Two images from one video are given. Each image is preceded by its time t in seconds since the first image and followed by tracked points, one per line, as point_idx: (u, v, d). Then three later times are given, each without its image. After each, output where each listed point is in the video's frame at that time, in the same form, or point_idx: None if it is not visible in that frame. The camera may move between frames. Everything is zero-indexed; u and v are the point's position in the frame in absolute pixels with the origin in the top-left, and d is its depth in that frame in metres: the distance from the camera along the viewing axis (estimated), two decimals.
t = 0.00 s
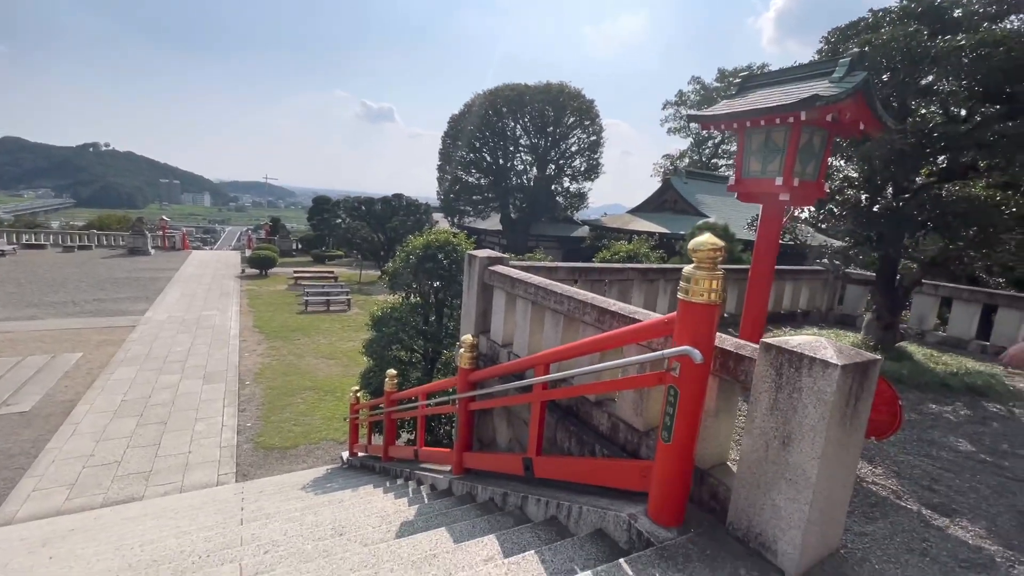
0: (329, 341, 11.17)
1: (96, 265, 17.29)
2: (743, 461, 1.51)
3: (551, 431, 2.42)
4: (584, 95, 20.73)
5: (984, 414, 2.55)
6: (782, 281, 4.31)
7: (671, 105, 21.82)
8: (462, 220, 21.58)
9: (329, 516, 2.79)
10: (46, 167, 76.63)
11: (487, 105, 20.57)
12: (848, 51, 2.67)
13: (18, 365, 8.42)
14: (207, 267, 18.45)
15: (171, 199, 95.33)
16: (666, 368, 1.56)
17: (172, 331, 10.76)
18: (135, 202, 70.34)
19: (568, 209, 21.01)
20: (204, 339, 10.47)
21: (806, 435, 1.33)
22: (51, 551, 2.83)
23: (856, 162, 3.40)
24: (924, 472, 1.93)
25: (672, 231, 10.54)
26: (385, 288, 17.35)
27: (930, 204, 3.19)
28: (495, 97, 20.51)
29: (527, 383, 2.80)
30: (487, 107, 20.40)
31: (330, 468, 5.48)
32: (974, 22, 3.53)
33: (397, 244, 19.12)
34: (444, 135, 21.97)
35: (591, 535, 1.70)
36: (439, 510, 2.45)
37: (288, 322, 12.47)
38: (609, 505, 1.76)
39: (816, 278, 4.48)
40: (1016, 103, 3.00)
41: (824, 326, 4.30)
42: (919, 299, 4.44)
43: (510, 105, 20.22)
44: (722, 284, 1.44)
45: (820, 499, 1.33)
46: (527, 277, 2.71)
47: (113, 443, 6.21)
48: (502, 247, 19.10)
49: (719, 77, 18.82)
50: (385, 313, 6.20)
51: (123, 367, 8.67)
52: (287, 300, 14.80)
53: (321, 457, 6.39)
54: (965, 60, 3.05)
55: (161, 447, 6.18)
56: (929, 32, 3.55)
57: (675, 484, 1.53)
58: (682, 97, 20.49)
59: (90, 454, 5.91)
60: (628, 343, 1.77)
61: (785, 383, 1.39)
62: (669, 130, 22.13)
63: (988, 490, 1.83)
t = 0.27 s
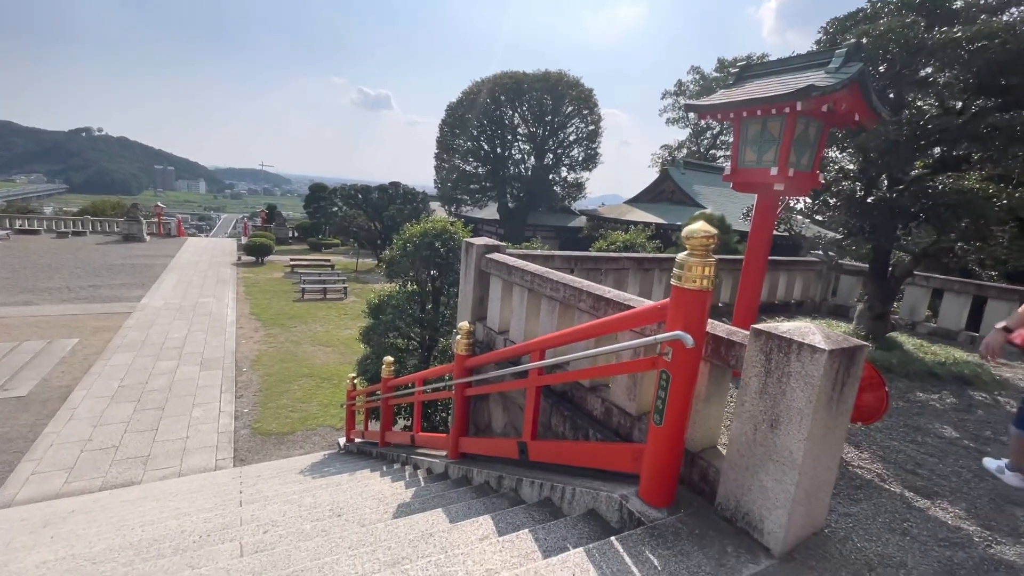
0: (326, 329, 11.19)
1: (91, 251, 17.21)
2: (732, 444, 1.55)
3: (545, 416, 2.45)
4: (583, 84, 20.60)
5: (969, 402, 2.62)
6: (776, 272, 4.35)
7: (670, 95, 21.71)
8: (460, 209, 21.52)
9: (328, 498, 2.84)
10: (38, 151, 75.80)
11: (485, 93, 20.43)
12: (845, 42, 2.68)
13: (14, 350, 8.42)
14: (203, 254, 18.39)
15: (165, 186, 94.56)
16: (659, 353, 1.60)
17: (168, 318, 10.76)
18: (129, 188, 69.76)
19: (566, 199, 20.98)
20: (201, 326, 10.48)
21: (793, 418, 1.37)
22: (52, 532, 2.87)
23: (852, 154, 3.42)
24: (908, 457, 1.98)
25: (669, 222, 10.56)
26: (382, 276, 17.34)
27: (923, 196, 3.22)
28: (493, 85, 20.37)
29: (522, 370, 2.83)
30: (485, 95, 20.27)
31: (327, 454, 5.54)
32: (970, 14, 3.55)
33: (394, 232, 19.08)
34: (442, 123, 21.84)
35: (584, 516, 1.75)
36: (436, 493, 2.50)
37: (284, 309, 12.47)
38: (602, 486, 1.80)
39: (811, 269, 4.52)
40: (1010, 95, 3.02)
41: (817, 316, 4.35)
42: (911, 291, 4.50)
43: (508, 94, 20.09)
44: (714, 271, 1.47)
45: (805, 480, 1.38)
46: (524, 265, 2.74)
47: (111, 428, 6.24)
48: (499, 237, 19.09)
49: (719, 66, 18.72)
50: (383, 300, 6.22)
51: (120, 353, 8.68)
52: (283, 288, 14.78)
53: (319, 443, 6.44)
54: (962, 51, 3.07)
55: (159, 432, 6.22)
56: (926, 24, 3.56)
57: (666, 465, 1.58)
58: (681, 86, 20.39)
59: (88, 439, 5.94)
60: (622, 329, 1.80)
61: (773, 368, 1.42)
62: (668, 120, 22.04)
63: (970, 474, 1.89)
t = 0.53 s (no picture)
0: (328, 320, 11.23)
1: (93, 240, 17.24)
2: (725, 434, 1.58)
3: (543, 406, 2.48)
4: (586, 76, 20.51)
5: (963, 397, 2.64)
6: (775, 266, 4.36)
7: (673, 89, 21.61)
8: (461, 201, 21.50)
9: (328, 485, 2.88)
10: (40, 139, 75.66)
11: (488, 85, 20.35)
12: (847, 37, 2.68)
13: (18, 337, 8.48)
14: (204, 244, 18.41)
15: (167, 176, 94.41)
16: (655, 344, 1.62)
17: (170, 307, 10.80)
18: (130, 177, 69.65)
19: (568, 192, 20.96)
20: (203, 315, 10.52)
21: (785, 408, 1.40)
22: (56, 516, 2.91)
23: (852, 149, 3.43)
24: (900, 449, 2.02)
25: (670, 216, 10.56)
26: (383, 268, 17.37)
27: (922, 192, 3.23)
28: (496, 77, 20.28)
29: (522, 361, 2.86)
30: (488, 87, 20.20)
31: (327, 443, 5.59)
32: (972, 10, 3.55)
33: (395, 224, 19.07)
34: (444, 114, 21.77)
35: (579, 503, 1.78)
36: (434, 480, 2.53)
37: (285, 300, 12.52)
38: (597, 475, 1.84)
39: (810, 265, 4.54)
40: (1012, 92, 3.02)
41: (815, 311, 4.37)
42: (910, 287, 4.51)
43: (511, 85, 20.01)
44: (710, 264, 1.49)
45: (796, 469, 1.41)
46: (524, 257, 2.76)
47: (113, 415, 6.30)
48: (501, 229, 19.09)
49: (723, 60, 18.62)
50: (384, 292, 6.25)
51: (122, 342, 8.73)
52: (284, 278, 14.81)
53: (319, 432, 6.50)
54: (964, 47, 3.06)
55: (161, 420, 6.27)
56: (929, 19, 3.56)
57: (659, 454, 1.61)
58: (685, 80, 20.29)
59: (92, 426, 6.00)
60: (620, 321, 1.82)
61: (767, 360, 1.45)
62: (671, 114, 21.95)
63: (960, 467, 1.92)
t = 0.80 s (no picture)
0: (336, 309, 11.34)
1: (106, 226, 17.46)
2: (720, 422, 1.62)
3: (545, 394, 2.53)
4: (596, 68, 20.38)
5: (963, 393, 2.65)
6: (781, 262, 4.37)
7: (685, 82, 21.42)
8: (470, 192, 21.52)
9: (334, 467, 2.95)
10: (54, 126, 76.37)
11: (498, 76, 20.29)
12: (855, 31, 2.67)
13: (34, 320, 8.65)
14: (215, 232, 18.59)
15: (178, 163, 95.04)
16: (653, 334, 1.66)
17: (181, 294, 10.96)
18: (142, 164, 70.19)
19: (576, 185, 20.90)
20: (213, 302, 10.66)
21: (778, 397, 1.43)
22: (72, 491, 3.01)
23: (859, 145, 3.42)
24: (895, 442, 2.04)
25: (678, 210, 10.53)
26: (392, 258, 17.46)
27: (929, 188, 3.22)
28: (506, 68, 20.21)
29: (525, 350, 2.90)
30: (498, 78, 20.13)
31: (334, 428, 5.68)
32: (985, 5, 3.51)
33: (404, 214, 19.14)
34: (453, 105, 21.74)
35: (577, 487, 1.83)
36: (437, 465, 2.59)
37: (294, 288, 12.64)
38: (595, 460, 1.88)
39: (817, 261, 4.53)
40: (1022, 88, 3.00)
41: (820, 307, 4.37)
42: (917, 285, 4.50)
43: (521, 77, 19.93)
44: (708, 255, 1.52)
45: (787, 456, 1.44)
46: (528, 248, 2.79)
47: (126, 398, 6.44)
48: (509, 221, 19.09)
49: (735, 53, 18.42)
50: (391, 281, 6.31)
51: (134, 326, 8.88)
52: (293, 267, 14.94)
53: (326, 418, 6.60)
54: (975, 42, 3.04)
55: (172, 403, 6.40)
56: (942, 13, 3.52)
57: (655, 441, 1.65)
58: (697, 73, 20.10)
59: (105, 407, 6.14)
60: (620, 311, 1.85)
61: (761, 349, 1.48)
62: (682, 107, 21.78)
63: (954, 460, 1.94)
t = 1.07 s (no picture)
0: (348, 299, 11.48)
1: (125, 216, 17.78)
2: (720, 411, 1.66)
3: (551, 383, 2.59)
4: (611, 62, 20.24)
5: (969, 391, 2.66)
6: (792, 258, 4.36)
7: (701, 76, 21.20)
8: (482, 186, 21.56)
9: (346, 451, 3.04)
10: (75, 116, 77.65)
11: (512, 69, 20.25)
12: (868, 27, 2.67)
13: (57, 306, 8.90)
14: (231, 222, 18.85)
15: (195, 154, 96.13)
16: (655, 325, 1.70)
17: (198, 282, 11.16)
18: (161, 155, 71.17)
19: (589, 179, 20.84)
20: (229, 291, 10.86)
21: (776, 387, 1.47)
22: (97, 469, 3.13)
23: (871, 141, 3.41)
24: (896, 437, 2.07)
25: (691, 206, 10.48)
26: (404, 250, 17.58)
27: (941, 185, 3.21)
28: (520, 61, 20.16)
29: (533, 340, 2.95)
30: (512, 71, 20.10)
31: (345, 416, 5.80)
32: None
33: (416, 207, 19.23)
34: (467, 98, 21.76)
35: (580, 473, 1.89)
36: (445, 450, 2.66)
37: (308, 279, 12.81)
38: (598, 447, 1.94)
39: (828, 258, 4.52)
40: None
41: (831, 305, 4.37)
42: (930, 283, 4.47)
43: (535, 70, 19.87)
44: (710, 248, 1.55)
45: (784, 445, 1.48)
46: (538, 241, 2.84)
47: (146, 382, 6.62)
48: (521, 215, 19.11)
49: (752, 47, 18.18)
50: (403, 273, 6.39)
51: (153, 313, 9.08)
52: (307, 258, 15.12)
53: (338, 406, 6.72)
54: (992, 38, 3.01)
55: (190, 388, 6.57)
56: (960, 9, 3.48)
57: (656, 428, 1.70)
58: (713, 67, 19.88)
59: (126, 391, 6.32)
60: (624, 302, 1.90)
61: (761, 341, 1.52)
62: (697, 102, 21.56)
63: (954, 456, 1.97)
